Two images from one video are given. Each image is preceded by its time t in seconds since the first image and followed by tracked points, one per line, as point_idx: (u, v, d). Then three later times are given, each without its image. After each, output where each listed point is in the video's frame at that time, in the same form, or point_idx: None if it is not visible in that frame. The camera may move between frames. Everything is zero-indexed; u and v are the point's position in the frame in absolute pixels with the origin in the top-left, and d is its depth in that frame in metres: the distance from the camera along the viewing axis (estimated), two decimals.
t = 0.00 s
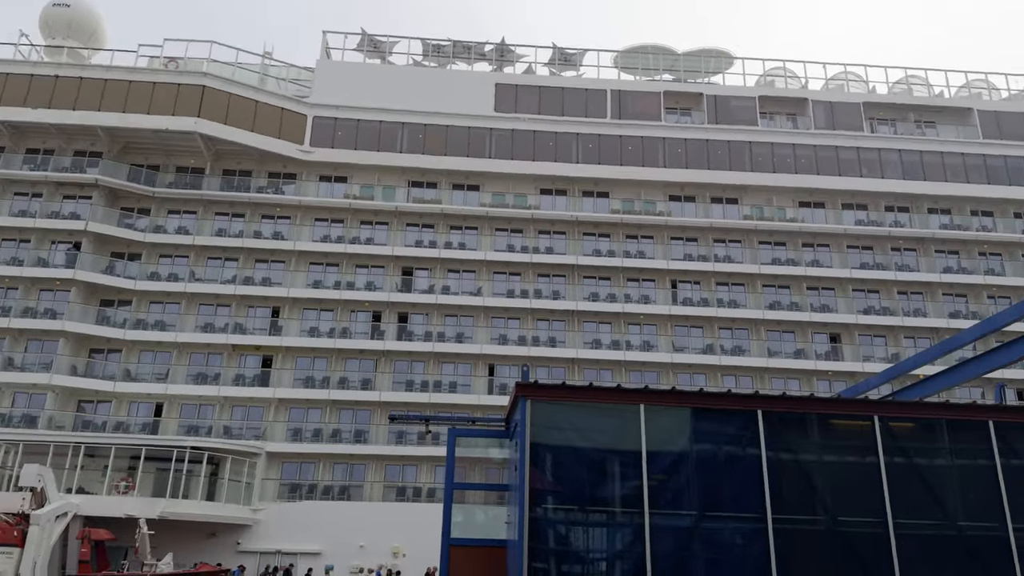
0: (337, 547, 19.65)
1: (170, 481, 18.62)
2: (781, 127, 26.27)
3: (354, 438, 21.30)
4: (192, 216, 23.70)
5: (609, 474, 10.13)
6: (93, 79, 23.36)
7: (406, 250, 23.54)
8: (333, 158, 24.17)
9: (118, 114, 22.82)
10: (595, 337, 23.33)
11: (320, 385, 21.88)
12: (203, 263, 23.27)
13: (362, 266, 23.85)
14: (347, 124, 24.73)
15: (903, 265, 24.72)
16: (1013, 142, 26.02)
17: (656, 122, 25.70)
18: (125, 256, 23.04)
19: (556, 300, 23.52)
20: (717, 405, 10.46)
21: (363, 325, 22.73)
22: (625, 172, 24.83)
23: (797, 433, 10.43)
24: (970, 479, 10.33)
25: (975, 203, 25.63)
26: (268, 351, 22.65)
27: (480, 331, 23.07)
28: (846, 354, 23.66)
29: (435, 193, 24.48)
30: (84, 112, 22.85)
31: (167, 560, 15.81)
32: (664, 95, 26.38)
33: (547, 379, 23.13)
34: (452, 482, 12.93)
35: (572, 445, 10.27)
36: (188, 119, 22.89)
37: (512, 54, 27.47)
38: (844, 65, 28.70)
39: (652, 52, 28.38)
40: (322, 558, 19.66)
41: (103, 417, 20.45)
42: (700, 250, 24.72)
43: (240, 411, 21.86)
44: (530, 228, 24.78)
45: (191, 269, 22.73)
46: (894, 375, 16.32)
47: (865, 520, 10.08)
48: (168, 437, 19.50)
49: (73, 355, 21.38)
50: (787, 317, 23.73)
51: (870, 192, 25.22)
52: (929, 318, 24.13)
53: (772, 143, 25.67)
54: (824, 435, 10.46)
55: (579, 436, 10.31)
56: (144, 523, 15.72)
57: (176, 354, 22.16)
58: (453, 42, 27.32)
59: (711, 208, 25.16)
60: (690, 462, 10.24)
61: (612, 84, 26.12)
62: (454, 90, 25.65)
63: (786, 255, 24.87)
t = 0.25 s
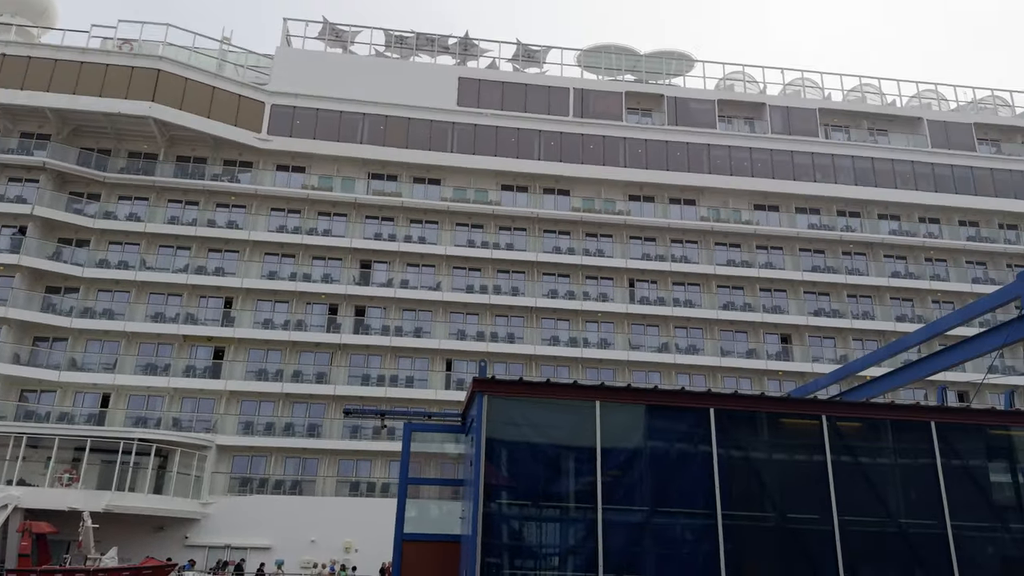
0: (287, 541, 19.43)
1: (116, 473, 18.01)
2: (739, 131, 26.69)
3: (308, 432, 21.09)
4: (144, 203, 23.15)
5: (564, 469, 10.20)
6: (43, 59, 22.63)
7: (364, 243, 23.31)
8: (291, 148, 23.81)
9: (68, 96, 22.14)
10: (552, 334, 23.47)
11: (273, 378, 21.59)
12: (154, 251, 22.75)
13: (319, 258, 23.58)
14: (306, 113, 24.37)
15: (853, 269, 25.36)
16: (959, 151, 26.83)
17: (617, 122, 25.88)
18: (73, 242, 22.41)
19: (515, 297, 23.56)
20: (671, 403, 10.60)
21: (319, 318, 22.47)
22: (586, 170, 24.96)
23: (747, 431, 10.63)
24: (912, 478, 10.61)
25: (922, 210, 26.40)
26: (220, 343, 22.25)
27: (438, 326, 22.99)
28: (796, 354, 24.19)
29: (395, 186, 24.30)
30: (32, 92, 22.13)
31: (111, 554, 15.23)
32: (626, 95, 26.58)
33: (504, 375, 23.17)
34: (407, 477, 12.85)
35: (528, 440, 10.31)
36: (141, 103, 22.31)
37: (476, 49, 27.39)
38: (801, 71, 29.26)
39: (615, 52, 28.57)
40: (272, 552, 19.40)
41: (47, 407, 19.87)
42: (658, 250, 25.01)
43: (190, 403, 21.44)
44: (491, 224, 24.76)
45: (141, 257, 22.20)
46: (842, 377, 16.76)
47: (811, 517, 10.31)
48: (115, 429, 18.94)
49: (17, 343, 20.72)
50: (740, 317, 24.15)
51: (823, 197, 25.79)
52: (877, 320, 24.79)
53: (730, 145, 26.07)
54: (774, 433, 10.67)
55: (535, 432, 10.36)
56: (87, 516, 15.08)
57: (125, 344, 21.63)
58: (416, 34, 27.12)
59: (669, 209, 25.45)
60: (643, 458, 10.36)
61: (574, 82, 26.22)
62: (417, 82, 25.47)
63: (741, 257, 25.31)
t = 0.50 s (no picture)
0: (240, 534, 19.16)
1: (62, 465, 17.52)
2: (699, 131, 27.02)
3: (262, 424, 20.81)
4: (97, 188, 22.55)
5: (521, 463, 10.23)
6: None
7: (324, 233, 23.04)
8: (251, 135, 23.41)
9: (19, 76, 21.48)
10: (513, 329, 23.54)
11: (227, 370, 21.23)
12: (106, 237, 22.18)
13: (277, 248, 23.24)
14: (266, 100, 23.98)
15: (808, 269, 25.87)
16: (912, 156, 27.50)
17: (580, 118, 25.97)
18: (21, 227, 21.76)
19: (476, 291, 23.54)
20: (629, 398, 10.70)
21: (275, 309, 22.18)
22: (549, 165, 25.02)
23: (703, 427, 10.79)
24: (860, 474, 10.87)
25: (874, 213, 27.05)
26: (173, 332, 21.78)
27: (398, 318, 22.83)
28: (751, 352, 24.60)
29: (357, 176, 24.05)
30: None
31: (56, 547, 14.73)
32: (590, 92, 26.69)
33: (464, 369, 23.14)
34: (363, 470, 12.73)
35: (486, 434, 10.31)
36: (95, 84, 21.71)
37: (440, 40, 27.21)
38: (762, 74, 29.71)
39: (579, 48, 28.65)
40: (225, 546, 19.10)
41: None
42: (618, 247, 25.23)
43: (141, 393, 20.98)
44: (453, 217, 24.67)
45: (93, 243, 21.62)
46: (794, 374, 17.15)
47: (763, 511, 10.50)
48: (63, 421, 18.40)
49: None
50: (698, 314, 24.47)
51: (781, 198, 26.25)
52: (829, 320, 25.35)
53: (691, 145, 26.37)
54: (728, 429, 10.84)
55: (493, 426, 10.36)
56: (30, 508, 14.31)
57: (74, 332, 21.06)
58: (380, 23, 26.85)
59: (630, 207, 25.70)
60: (600, 453, 10.44)
61: (539, 78, 26.23)
62: (380, 72, 25.20)
63: (699, 256, 25.63)
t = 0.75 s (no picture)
0: (195, 526, 18.87)
1: (11, 454, 16.92)
2: (663, 127, 27.25)
3: (219, 414, 20.54)
4: (49, 170, 21.94)
5: (481, 455, 10.24)
6: None
7: (285, 221, 22.73)
8: (210, 119, 22.96)
9: None
10: (476, 321, 23.51)
11: (183, 359, 20.84)
12: (59, 221, 21.63)
13: (236, 235, 22.87)
14: (227, 84, 23.54)
15: (766, 266, 26.32)
16: (868, 157, 28.10)
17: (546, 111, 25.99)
18: None
19: (439, 282, 23.46)
20: (589, 390, 10.78)
21: (234, 297, 21.86)
22: (514, 158, 25.01)
23: (661, 420, 10.91)
24: (812, 467, 11.11)
25: (831, 212, 27.59)
26: (128, 320, 21.32)
27: (359, 309, 22.66)
28: (709, 346, 24.96)
29: (319, 164, 23.77)
30: None
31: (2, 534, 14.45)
32: (556, 85, 26.70)
33: (426, 360, 23.05)
34: (321, 461, 12.49)
35: (446, 425, 10.30)
36: (48, 64, 21.08)
37: (407, 28, 26.98)
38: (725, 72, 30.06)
39: (546, 41, 28.66)
40: (178, 537, 18.79)
41: None
42: (582, 241, 25.36)
43: (93, 381, 20.52)
44: (417, 207, 24.52)
45: (44, 227, 21.07)
46: (750, 368, 17.49)
47: (718, 503, 10.67)
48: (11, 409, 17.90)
49: None
50: (659, 309, 24.74)
51: (741, 195, 26.63)
52: (785, 316, 25.84)
53: (655, 141, 26.58)
54: (685, 422, 10.99)
55: (453, 417, 10.35)
56: None
57: (23, 318, 20.49)
58: (346, 10, 26.52)
59: (594, 201, 25.84)
60: (560, 445, 10.50)
61: (505, 69, 26.16)
62: (345, 58, 24.88)
63: (661, 251, 25.89)
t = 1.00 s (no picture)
0: (148, 513, 18.54)
1: None
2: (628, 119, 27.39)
3: (174, 400, 20.16)
4: None
5: (441, 443, 10.23)
6: None
7: (244, 205, 22.35)
8: (168, 99, 22.43)
9: None
10: (438, 309, 23.42)
11: (136, 343, 20.48)
12: (9, 200, 21.06)
13: (193, 218, 22.48)
14: (186, 64, 23.03)
15: (725, 259, 26.70)
16: (827, 154, 28.61)
17: (511, 99, 25.91)
18: None
19: (401, 269, 23.31)
20: (550, 379, 10.82)
21: (190, 281, 21.48)
22: (479, 146, 24.91)
23: (620, 409, 11.01)
24: (767, 457, 11.32)
25: (790, 207, 28.06)
26: (80, 303, 20.82)
27: (320, 295, 22.42)
28: (668, 337, 25.26)
29: (280, 147, 23.39)
30: None
31: None
32: (522, 74, 26.62)
33: (387, 347, 22.91)
34: (278, 448, 12.29)
35: (406, 414, 10.25)
36: None
37: (372, 12, 26.63)
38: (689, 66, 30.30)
39: (512, 29, 28.55)
40: (130, 524, 18.44)
41: None
42: (545, 231, 25.44)
43: (43, 365, 20.00)
44: (380, 193, 24.30)
45: None
46: (708, 359, 17.77)
47: (674, 491, 10.82)
48: None
49: None
50: (620, 299, 24.93)
51: (703, 189, 26.93)
52: (743, 309, 26.26)
53: (619, 133, 26.70)
54: (644, 412, 11.10)
55: (414, 406, 10.31)
56: None
57: None
58: None
59: (558, 191, 25.89)
60: (520, 433, 10.53)
61: (471, 56, 25.99)
62: (308, 40, 24.45)
63: (623, 242, 26.18)
